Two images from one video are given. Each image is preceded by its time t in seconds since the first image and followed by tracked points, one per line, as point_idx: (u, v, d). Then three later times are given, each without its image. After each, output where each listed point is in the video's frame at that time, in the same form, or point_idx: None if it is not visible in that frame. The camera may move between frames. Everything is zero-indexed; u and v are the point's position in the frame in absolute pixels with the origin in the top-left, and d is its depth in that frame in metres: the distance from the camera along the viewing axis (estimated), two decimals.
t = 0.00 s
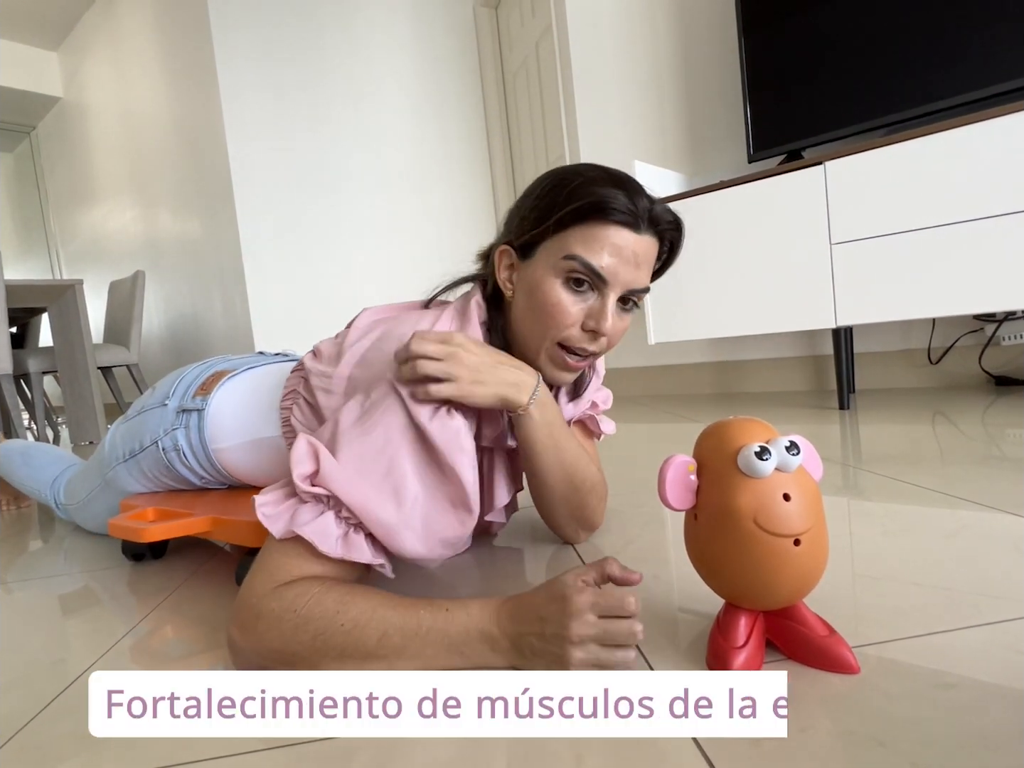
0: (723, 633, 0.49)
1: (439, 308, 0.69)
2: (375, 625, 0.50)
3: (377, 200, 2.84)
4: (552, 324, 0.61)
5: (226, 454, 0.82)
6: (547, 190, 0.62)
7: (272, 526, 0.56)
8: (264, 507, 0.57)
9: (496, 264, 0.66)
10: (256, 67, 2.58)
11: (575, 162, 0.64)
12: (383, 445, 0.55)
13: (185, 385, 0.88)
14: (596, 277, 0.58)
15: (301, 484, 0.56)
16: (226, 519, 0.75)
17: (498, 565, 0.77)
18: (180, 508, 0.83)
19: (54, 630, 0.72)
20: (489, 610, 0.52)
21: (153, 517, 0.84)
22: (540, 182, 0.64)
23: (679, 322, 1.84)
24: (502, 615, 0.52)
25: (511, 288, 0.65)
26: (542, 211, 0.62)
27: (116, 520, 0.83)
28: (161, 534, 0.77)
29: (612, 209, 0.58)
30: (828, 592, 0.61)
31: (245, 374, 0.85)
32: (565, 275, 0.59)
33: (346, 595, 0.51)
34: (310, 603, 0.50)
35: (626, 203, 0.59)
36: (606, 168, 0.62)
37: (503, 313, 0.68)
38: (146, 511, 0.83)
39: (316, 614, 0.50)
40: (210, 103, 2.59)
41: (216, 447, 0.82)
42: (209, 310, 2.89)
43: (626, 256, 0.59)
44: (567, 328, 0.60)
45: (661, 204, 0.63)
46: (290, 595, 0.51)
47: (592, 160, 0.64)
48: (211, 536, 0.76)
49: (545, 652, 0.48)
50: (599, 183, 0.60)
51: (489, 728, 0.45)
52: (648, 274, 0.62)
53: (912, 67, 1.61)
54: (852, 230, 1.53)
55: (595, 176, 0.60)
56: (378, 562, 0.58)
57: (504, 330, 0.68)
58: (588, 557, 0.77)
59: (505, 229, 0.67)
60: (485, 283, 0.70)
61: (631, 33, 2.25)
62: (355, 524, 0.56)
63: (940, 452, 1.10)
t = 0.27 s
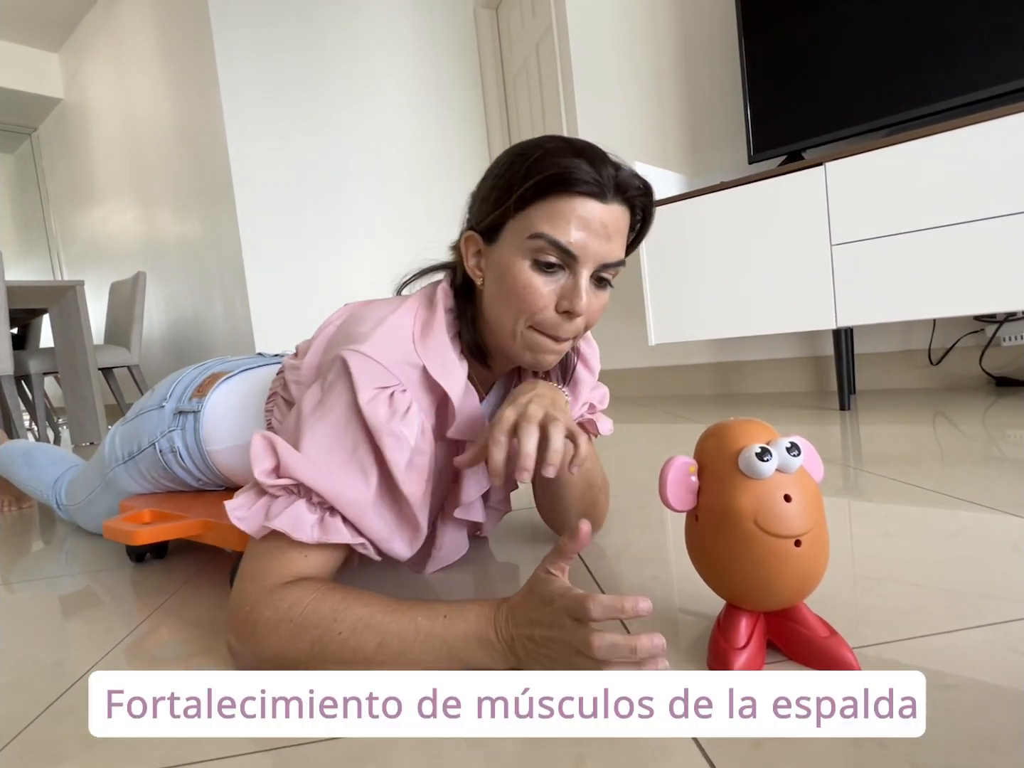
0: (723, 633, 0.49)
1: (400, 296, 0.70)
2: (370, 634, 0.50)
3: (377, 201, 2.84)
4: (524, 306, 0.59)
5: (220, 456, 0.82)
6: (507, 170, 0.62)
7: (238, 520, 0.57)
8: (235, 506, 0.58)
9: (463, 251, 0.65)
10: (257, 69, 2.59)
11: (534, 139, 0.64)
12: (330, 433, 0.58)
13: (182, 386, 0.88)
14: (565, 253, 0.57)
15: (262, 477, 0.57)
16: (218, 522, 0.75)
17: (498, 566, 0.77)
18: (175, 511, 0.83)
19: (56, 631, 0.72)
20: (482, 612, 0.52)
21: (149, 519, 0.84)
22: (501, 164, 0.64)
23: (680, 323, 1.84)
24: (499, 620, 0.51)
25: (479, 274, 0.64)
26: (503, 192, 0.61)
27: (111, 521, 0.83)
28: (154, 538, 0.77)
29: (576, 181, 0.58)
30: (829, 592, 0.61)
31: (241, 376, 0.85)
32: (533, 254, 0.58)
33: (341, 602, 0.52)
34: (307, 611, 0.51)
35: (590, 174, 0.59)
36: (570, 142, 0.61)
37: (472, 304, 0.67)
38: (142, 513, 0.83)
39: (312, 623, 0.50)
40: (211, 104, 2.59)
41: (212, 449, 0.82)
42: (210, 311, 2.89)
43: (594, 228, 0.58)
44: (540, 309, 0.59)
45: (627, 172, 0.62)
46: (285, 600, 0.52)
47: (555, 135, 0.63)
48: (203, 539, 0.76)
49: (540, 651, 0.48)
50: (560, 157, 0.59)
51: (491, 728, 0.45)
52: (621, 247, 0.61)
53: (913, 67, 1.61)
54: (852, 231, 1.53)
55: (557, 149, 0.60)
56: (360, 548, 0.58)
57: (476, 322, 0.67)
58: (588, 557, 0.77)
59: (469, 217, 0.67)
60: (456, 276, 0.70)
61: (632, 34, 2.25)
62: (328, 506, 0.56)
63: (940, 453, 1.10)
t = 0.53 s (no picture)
0: (723, 634, 0.49)
1: (380, 304, 0.69)
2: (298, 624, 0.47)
3: (378, 202, 2.84)
4: (502, 327, 0.58)
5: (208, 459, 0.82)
6: (466, 183, 0.59)
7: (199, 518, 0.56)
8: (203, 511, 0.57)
9: (429, 273, 0.63)
10: (258, 71, 2.59)
11: (488, 145, 0.61)
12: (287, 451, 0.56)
13: (173, 390, 0.88)
14: (537, 272, 0.56)
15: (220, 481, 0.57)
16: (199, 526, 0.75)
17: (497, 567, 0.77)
18: (164, 514, 0.83)
19: (56, 631, 0.72)
20: (420, 578, 0.44)
21: (138, 521, 0.84)
22: (457, 175, 0.61)
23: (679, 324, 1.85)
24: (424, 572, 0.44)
25: (448, 293, 0.62)
26: (463, 209, 0.59)
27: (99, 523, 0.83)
28: (135, 541, 0.77)
29: (540, 194, 0.56)
30: (829, 593, 0.61)
31: (230, 378, 0.85)
32: (504, 275, 0.56)
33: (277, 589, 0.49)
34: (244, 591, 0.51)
35: (553, 183, 0.57)
36: (527, 150, 0.59)
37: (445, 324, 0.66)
38: (132, 515, 0.83)
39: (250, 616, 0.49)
40: (212, 105, 2.59)
41: (201, 452, 0.82)
42: (211, 312, 2.89)
43: (563, 240, 0.56)
44: (517, 327, 0.58)
45: (591, 173, 0.60)
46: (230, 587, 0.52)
47: (508, 140, 0.61)
48: (186, 542, 0.77)
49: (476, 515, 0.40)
50: (518, 168, 0.57)
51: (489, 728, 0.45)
52: (593, 254, 0.60)
53: (913, 68, 1.61)
54: (852, 232, 1.53)
55: (516, 160, 0.58)
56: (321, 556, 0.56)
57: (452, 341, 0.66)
58: (589, 557, 0.77)
59: (429, 233, 0.64)
60: (423, 292, 0.68)
61: (632, 34, 2.25)
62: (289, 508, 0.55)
63: (940, 454, 1.10)
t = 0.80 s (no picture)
0: (723, 636, 0.49)
1: (390, 332, 0.69)
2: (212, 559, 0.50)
3: (379, 203, 2.84)
4: (511, 388, 0.58)
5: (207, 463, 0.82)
6: (491, 241, 0.57)
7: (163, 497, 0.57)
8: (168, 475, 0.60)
9: (445, 316, 0.63)
10: (259, 72, 2.59)
11: (519, 198, 0.58)
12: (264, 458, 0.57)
13: (172, 393, 0.88)
14: (551, 342, 0.55)
15: (192, 465, 0.58)
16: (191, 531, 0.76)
17: (498, 568, 0.77)
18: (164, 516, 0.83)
19: (58, 631, 0.72)
20: (331, 511, 0.49)
21: (138, 522, 0.84)
22: (483, 225, 0.59)
23: (680, 325, 1.85)
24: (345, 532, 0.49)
25: (462, 340, 0.62)
26: (484, 267, 0.57)
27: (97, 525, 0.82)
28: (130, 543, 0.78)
29: (563, 268, 0.53)
30: (830, 593, 0.61)
31: (230, 382, 0.85)
32: (516, 341, 0.55)
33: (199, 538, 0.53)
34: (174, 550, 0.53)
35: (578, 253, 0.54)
36: (554, 211, 0.57)
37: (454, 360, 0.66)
38: (131, 517, 0.82)
39: (171, 562, 0.51)
40: (213, 107, 2.60)
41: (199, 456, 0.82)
42: (212, 313, 2.89)
43: (582, 314, 0.54)
44: (526, 390, 0.58)
45: (621, 244, 0.57)
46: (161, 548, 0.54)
47: (538, 194, 0.59)
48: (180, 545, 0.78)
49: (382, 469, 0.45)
50: (546, 233, 0.55)
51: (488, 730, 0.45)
52: (612, 322, 0.58)
53: (913, 69, 1.61)
54: (852, 232, 1.53)
55: (541, 222, 0.56)
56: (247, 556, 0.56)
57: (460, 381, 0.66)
58: (590, 558, 0.77)
59: (450, 275, 0.63)
60: (438, 324, 0.68)
61: (633, 35, 2.25)
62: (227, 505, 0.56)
63: (941, 454, 1.10)
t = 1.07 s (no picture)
0: (723, 638, 0.49)
1: (399, 346, 0.69)
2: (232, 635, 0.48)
3: (379, 203, 2.85)
4: (510, 411, 0.58)
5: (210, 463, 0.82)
6: (504, 261, 0.57)
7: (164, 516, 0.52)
8: (166, 486, 0.55)
9: (453, 331, 0.63)
10: (259, 73, 2.60)
11: (535, 222, 0.59)
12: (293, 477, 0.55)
13: (175, 393, 0.88)
14: (552, 368, 0.55)
15: (203, 479, 0.54)
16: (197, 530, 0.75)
17: (499, 570, 0.77)
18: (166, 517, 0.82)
19: (59, 632, 0.72)
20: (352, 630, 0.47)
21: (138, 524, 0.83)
22: (498, 245, 0.59)
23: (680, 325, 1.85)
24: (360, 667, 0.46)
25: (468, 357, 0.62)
26: (494, 287, 0.57)
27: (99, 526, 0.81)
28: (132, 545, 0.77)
29: (570, 295, 0.53)
30: (830, 595, 0.61)
31: (233, 383, 0.86)
32: (517, 363, 0.56)
33: (216, 598, 0.49)
34: (172, 605, 0.49)
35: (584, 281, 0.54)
36: (567, 237, 0.57)
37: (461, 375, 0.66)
38: (132, 518, 0.82)
39: (178, 615, 0.48)
40: (213, 108, 2.60)
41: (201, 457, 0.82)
42: (212, 313, 2.90)
43: (585, 343, 0.54)
44: (525, 414, 0.58)
45: (630, 277, 0.57)
46: (154, 591, 0.49)
47: (554, 219, 0.59)
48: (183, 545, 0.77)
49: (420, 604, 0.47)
50: (556, 259, 0.55)
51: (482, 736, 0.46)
52: (615, 353, 0.58)
53: (913, 69, 1.61)
54: (853, 233, 1.53)
55: (552, 247, 0.56)
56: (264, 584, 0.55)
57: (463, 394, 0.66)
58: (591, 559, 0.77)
59: (462, 291, 0.63)
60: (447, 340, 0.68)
61: (632, 35, 2.25)
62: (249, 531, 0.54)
63: (942, 455, 1.10)
